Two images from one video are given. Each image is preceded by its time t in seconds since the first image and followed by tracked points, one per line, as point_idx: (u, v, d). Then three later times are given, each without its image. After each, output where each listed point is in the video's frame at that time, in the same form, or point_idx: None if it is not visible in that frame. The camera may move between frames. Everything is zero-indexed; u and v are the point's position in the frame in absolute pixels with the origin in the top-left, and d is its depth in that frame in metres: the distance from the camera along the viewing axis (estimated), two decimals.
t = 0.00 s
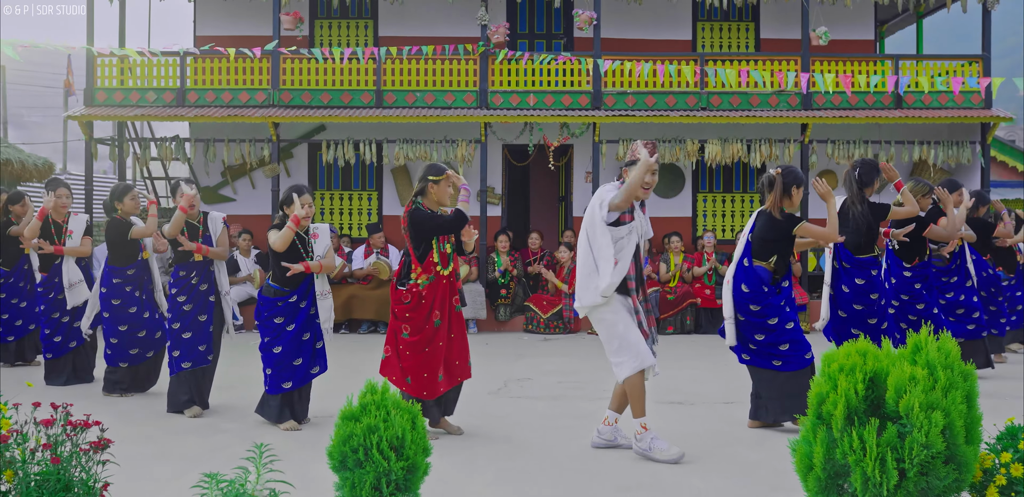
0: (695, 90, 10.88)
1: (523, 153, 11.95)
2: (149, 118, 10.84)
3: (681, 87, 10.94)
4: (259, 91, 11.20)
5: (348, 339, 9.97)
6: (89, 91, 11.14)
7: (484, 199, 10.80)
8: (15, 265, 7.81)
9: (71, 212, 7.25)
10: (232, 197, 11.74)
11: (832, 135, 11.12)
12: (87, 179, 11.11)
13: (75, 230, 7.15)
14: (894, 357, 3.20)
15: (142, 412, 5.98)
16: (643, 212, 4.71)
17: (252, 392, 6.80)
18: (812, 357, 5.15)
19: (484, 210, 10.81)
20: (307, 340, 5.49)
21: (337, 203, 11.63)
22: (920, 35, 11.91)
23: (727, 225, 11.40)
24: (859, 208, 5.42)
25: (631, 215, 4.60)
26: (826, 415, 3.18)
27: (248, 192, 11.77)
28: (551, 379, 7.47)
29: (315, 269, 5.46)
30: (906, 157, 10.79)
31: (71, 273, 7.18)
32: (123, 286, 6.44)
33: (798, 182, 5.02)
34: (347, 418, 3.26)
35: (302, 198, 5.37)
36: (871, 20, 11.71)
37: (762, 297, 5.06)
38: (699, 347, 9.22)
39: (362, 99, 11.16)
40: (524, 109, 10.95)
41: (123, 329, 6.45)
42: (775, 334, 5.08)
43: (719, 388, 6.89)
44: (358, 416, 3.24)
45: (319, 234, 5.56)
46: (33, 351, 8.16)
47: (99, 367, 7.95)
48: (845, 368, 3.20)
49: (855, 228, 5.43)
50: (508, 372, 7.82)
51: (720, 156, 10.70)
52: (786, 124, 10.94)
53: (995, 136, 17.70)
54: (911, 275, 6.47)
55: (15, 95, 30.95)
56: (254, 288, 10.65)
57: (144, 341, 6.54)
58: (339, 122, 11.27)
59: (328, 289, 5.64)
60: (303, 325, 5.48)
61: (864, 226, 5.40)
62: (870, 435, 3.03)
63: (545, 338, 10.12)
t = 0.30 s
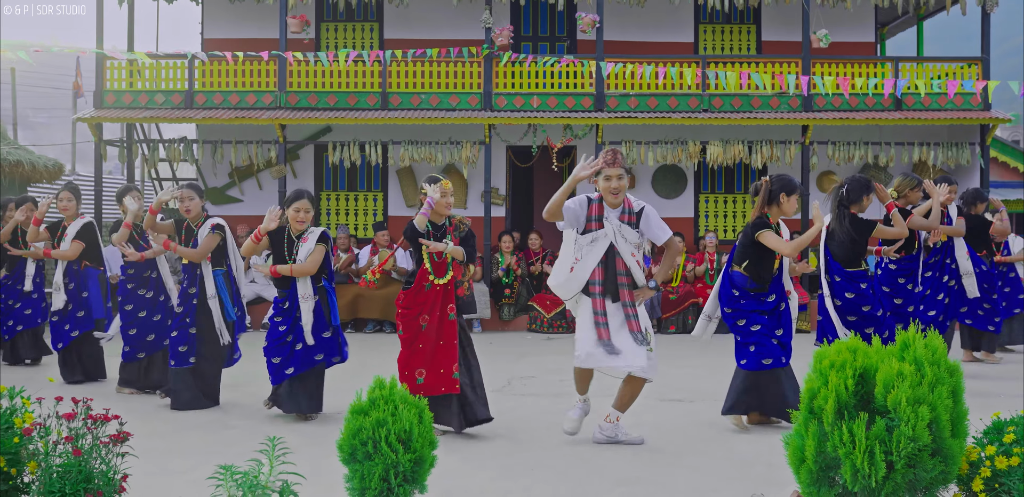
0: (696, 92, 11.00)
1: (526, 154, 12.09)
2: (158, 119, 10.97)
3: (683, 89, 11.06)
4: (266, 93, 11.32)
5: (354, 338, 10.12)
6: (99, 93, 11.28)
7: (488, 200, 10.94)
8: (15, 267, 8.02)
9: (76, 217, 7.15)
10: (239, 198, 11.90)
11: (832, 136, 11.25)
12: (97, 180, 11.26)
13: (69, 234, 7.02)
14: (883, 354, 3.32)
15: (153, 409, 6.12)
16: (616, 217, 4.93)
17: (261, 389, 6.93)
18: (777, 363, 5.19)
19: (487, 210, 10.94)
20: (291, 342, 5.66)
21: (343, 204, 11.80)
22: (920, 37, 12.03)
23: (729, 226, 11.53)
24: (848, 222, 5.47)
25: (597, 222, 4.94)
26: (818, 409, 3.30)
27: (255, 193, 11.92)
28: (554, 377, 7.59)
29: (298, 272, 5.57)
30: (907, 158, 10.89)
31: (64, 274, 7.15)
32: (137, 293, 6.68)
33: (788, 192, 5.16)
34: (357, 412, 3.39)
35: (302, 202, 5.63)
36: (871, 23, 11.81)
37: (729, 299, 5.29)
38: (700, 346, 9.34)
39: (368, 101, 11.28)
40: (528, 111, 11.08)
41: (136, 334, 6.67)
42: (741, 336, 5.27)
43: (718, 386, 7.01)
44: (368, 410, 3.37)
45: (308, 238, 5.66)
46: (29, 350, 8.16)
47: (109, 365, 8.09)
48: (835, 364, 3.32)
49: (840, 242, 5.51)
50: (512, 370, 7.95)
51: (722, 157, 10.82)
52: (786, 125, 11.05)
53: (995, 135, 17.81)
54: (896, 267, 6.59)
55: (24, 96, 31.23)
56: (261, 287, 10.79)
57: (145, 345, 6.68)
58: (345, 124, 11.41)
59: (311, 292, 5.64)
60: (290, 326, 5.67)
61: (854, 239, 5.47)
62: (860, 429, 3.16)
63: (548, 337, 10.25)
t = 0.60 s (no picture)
0: (698, 94, 11.13)
1: (529, 155, 12.25)
2: (165, 121, 11.05)
3: (684, 91, 11.17)
4: (272, 95, 11.45)
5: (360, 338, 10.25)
6: (107, 95, 11.39)
7: (492, 201, 11.07)
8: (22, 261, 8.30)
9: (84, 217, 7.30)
10: (246, 199, 12.03)
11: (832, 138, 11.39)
12: (105, 181, 11.37)
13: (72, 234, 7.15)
14: (873, 350, 3.45)
15: (164, 405, 6.25)
16: (597, 205, 5.20)
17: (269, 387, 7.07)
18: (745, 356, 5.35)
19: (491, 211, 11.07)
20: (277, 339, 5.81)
21: (348, 205, 11.95)
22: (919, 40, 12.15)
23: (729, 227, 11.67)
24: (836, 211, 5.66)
25: (580, 211, 5.24)
26: (811, 404, 3.43)
27: (261, 194, 12.06)
28: (556, 375, 7.72)
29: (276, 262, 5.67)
30: (906, 159, 11.01)
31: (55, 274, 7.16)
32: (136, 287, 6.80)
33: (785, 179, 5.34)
34: (368, 407, 3.53)
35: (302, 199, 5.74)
36: (870, 25, 11.93)
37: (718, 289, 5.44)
38: (701, 345, 9.46)
39: (373, 103, 11.41)
40: (532, 113, 11.20)
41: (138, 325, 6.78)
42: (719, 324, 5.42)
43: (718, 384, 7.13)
44: (378, 405, 3.50)
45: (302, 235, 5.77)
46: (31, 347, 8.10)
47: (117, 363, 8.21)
48: (828, 361, 3.45)
49: (827, 228, 5.74)
50: (515, 369, 8.09)
51: (723, 158, 10.93)
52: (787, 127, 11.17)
53: (994, 136, 17.96)
54: (888, 264, 6.68)
55: (29, 96, 31.41)
56: (268, 287, 10.92)
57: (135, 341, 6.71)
58: (350, 126, 11.55)
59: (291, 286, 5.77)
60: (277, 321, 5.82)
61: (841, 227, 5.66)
62: (851, 423, 3.29)
63: (551, 336, 10.39)
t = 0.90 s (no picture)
0: (701, 97, 11.29)
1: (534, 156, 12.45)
2: (175, 123, 11.20)
3: (687, 94, 11.32)
4: (281, 97, 11.60)
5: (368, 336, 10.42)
6: (119, 97, 11.55)
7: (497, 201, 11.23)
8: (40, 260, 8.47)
9: (102, 215, 7.43)
10: (254, 200, 12.21)
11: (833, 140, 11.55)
12: (116, 182, 11.54)
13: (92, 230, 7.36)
14: (864, 345, 3.60)
15: (179, 400, 6.42)
16: (614, 218, 5.37)
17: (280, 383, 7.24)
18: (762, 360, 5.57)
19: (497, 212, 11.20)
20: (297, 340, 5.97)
21: (356, 205, 12.13)
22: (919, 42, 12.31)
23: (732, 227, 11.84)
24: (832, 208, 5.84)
25: (597, 222, 5.41)
26: (805, 397, 3.59)
27: (269, 194, 12.24)
28: (560, 372, 7.87)
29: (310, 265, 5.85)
30: (907, 160, 11.16)
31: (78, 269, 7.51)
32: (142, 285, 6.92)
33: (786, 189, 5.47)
34: (381, 399, 3.69)
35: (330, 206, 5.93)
36: (871, 28, 12.06)
37: (725, 294, 5.57)
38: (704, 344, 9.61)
39: (380, 105, 11.57)
40: (537, 115, 11.35)
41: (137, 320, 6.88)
42: (730, 331, 5.53)
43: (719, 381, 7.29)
44: (391, 398, 3.67)
45: (330, 238, 5.96)
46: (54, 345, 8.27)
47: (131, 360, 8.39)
48: (821, 355, 3.60)
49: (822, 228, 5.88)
50: (520, 366, 8.25)
51: (725, 159, 11.08)
52: (789, 129, 11.32)
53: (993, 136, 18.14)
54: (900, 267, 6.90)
55: (38, 97, 31.66)
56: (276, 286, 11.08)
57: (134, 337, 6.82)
58: (358, 128, 11.71)
59: (315, 287, 5.93)
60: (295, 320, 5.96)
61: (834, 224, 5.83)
62: (843, 414, 3.45)
63: (556, 335, 10.55)
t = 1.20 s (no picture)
0: (701, 98, 11.41)
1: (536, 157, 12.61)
2: (182, 125, 11.33)
3: (687, 95, 11.45)
4: (286, 99, 11.74)
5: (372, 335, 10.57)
6: (126, 99, 11.67)
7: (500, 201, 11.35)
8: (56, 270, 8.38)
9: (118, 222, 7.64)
10: (260, 200, 12.37)
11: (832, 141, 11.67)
12: (124, 183, 11.68)
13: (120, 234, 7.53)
14: (854, 341, 3.74)
15: (190, 396, 6.56)
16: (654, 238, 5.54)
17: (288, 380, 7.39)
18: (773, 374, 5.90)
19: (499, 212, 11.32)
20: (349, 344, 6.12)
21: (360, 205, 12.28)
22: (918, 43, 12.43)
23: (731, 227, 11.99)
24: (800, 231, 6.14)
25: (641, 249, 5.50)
26: (798, 391, 3.74)
27: (275, 195, 12.40)
28: (563, 369, 8.02)
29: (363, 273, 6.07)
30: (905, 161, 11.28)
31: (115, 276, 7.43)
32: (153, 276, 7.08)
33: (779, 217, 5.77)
34: (389, 393, 3.83)
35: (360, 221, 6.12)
36: (870, 30, 12.18)
37: (747, 309, 5.78)
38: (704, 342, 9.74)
39: (384, 107, 11.70)
40: (539, 116, 11.48)
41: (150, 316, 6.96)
42: (740, 343, 5.82)
43: (719, 377, 7.42)
44: (398, 392, 3.81)
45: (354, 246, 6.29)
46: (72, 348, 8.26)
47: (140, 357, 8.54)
48: (813, 350, 3.74)
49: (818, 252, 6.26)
50: (523, 364, 8.39)
51: (725, 160, 11.20)
52: (788, 130, 11.45)
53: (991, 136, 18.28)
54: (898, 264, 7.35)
55: (45, 98, 31.88)
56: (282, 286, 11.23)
57: (161, 333, 6.93)
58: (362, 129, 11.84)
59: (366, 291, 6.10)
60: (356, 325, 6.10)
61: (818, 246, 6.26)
62: (834, 407, 3.59)
63: (558, 333, 10.69)
